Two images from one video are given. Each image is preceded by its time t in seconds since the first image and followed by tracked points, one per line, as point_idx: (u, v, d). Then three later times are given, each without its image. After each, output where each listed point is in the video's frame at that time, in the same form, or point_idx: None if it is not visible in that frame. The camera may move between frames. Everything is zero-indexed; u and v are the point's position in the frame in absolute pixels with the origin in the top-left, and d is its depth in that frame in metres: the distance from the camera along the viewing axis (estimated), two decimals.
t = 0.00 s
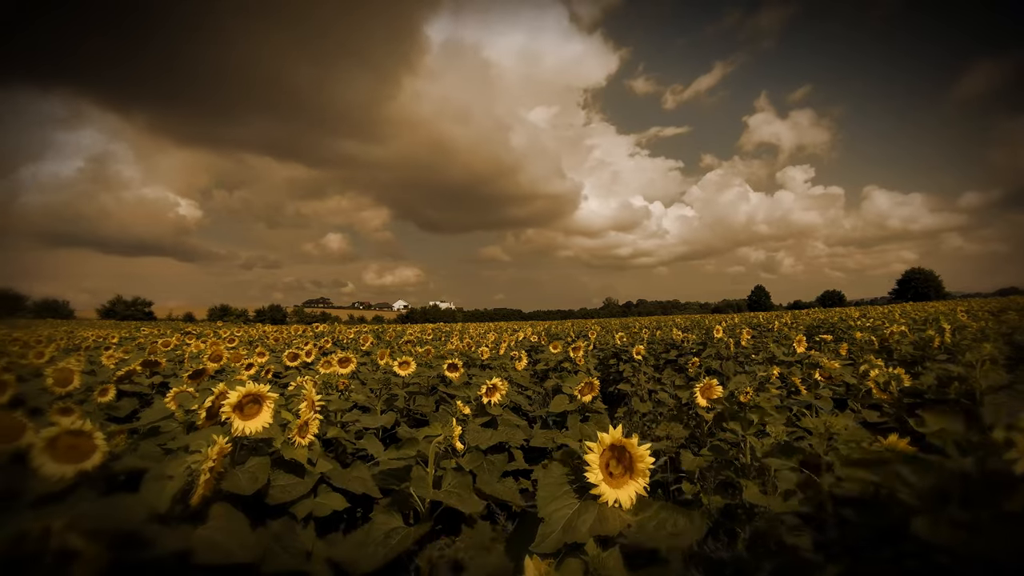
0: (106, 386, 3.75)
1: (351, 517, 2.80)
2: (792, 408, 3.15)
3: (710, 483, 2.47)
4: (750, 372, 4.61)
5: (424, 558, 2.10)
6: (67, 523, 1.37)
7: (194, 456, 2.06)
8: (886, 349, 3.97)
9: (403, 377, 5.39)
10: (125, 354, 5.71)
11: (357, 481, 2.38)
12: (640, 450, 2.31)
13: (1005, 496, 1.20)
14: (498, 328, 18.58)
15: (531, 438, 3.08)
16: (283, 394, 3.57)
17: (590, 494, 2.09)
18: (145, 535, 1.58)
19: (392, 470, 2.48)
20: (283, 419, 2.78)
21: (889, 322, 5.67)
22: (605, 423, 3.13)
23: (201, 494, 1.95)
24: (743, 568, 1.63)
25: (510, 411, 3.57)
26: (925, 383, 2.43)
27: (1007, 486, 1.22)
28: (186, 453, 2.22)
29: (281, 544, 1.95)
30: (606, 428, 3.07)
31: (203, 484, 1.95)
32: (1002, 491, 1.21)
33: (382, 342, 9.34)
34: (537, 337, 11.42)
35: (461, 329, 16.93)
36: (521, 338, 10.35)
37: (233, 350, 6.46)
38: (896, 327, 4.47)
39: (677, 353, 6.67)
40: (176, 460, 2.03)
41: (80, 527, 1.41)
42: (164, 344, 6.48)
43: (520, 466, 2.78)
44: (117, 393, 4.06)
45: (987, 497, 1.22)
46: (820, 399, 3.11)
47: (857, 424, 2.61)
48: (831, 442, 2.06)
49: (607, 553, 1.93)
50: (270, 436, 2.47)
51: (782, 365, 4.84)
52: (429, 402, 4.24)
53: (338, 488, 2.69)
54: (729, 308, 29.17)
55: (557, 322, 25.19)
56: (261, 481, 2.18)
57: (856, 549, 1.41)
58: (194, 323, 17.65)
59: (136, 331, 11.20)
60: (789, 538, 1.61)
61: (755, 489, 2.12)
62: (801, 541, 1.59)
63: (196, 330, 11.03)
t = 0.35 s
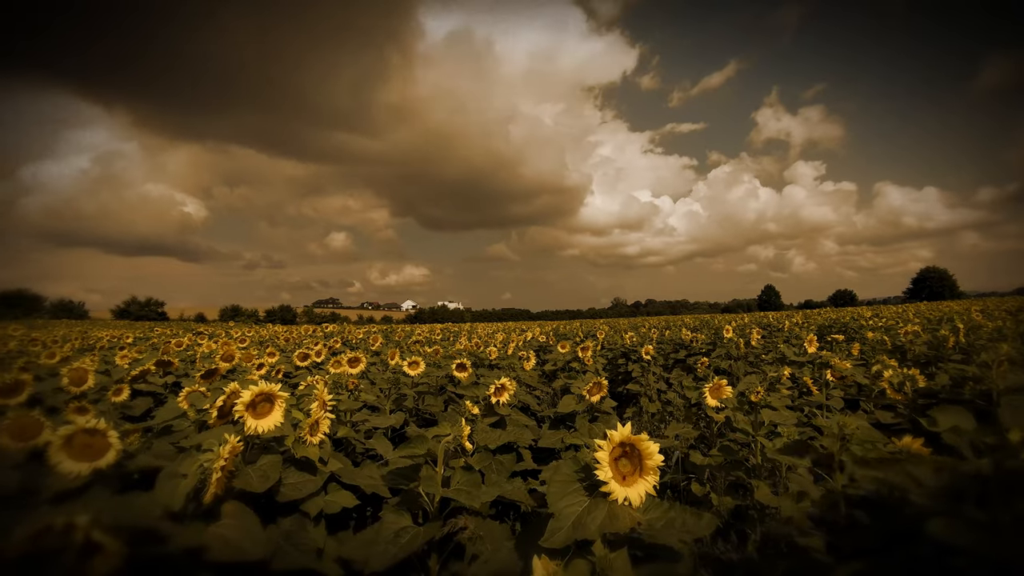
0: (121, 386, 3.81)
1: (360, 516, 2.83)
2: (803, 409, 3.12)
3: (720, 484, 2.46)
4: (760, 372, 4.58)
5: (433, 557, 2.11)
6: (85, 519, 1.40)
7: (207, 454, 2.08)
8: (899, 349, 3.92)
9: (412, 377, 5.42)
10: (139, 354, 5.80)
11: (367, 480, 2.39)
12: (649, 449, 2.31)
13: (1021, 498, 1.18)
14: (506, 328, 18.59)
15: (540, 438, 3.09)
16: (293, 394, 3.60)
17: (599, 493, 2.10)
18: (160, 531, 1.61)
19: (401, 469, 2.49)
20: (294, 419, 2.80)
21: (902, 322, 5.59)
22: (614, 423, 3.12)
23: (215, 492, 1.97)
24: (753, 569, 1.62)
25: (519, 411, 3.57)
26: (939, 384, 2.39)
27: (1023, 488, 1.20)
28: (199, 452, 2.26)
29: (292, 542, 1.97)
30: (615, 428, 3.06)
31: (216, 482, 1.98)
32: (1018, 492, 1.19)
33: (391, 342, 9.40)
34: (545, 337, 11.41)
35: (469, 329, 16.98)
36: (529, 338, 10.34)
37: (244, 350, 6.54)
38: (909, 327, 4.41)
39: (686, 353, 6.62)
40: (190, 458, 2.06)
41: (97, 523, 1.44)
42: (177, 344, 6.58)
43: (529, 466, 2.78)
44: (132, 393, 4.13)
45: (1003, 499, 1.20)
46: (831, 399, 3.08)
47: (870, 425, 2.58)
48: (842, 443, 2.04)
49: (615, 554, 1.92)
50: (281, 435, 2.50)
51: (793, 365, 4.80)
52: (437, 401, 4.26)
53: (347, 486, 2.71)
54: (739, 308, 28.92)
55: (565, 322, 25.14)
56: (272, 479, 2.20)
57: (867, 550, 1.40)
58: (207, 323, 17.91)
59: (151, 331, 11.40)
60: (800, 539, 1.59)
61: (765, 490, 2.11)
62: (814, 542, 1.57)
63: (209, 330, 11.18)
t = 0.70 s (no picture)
0: (134, 385, 3.86)
1: (369, 515, 2.84)
2: (814, 410, 3.08)
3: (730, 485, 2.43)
4: (770, 372, 4.52)
5: (442, 557, 2.11)
6: (100, 516, 1.43)
7: (218, 453, 2.10)
8: (913, 349, 3.85)
9: (420, 377, 5.44)
10: (152, 354, 5.87)
11: (376, 480, 2.41)
12: (659, 449, 2.28)
13: None
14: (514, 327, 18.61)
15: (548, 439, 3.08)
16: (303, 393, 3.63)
17: (609, 494, 2.09)
18: (172, 529, 1.63)
19: (410, 469, 2.50)
20: (303, 418, 2.82)
21: (915, 321, 5.49)
22: (623, 423, 3.10)
23: (226, 491, 1.99)
24: (764, 571, 1.61)
25: (527, 412, 3.57)
26: (954, 384, 2.35)
27: None
28: (210, 451, 2.28)
29: (302, 541, 1.99)
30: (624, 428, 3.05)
31: (227, 481, 2.00)
32: None
33: (399, 342, 9.43)
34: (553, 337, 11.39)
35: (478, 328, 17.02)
36: (536, 337, 10.33)
37: (254, 350, 6.60)
38: (923, 326, 4.33)
39: (695, 353, 6.57)
40: (202, 457, 2.09)
41: (110, 521, 1.46)
42: (189, 344, 6.66)
43: (537, 466, 2.78)
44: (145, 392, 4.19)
45: (1018, 501, 1.18)
46: (843, 400, 3.03)
47: (883, 426, 2.54)
48: (855, 444, 2.02)
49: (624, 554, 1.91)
50: (291, 434, 2.52)
51: (804, 365, 4.74)
52: (446, 401, 4.26)
53: (356, 486, 2.73)
54: (749, 307, 28.65)
55: (573, 322, 25.09)
56: (282, 478, 2.21)
57: (879, 552, 1.38)
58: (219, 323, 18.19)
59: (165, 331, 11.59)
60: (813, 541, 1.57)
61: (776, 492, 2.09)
62: (826, 545, 1.55)
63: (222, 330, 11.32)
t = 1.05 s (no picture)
0: (148, 385, 3.91)
1: (379, 514, 2.86)
2: (825, 411, 3.04)
3: (740, 487, 2.41)
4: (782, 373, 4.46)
5: (450, 557, 2.11)
6: (115, 513, 1.45)
7: (230, 452, 2.12)
8: (928, 349, 3.78)
9: (428, 377, 5.46)
10: (165, 354, 5.95)
11: (385, 479, 2.42)
12: (668, 451, 2.27)
13: None
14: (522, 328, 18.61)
15: (556, 439, 3.07)
16: (313, 393, 3.66)
17: (618, 494, 2.08)
18: (185, 526, 1.65)
19: (419, 469, 2.51)
20: (313, 417, 2.84)
21: (930, 321, 5.40)
22: (631, 424, 3.09)
23: (237, 489, 2.01)
24: (774, 573, 1.59)
25: (535, 412, 3.56)
26: (970, 385, 2.30)
27: None
28: (223, 449, 2.31)
29: (312, 539, 2.02)
30: (632, 429, 3.03)
31: (239, 479, 2.02)
32: None
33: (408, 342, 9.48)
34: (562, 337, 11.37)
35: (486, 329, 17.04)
36: (544, 337, 10.31)
37: (265, 350, 6.67)
38: (938, 326, 4.25)
39: (705, 353, 6.52)
40: (214, 455, 2.11)
41: (125, 518, 1.49)
42: (201, 344, 6.74)
43: (545, 466, 2.77)
44: (159, 391, 4.26)
45: None
46: (855, 401, 2.99)
47: (896, 428, 2.50)
48: (868, 445, 1.98)
49: (633, 555, 1.91)
50: (301, 433, 2.54)
51: (815, 366, 4.68)
52: (454, 401, 4.27)
53: (365, 485, 2.74)
54: (759, 307, 28.36)
55: (581, 322, 25.03)
56: (292, 476, 2.22)
57: (892, 555, 1.36)
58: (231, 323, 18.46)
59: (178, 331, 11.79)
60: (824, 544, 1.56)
61: (788, 493, 2.06)
62: (838, 547, 1.54)
63: (233, 330, 11.51)
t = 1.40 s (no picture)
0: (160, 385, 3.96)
1: (388, 513, 2.87)
2: (837, 411, 3.00)
3: (750, 488, 2.39)
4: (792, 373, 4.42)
5: (458, 556, 2.12)
6: (127, 511, 1.46)
7: (240, 451, 2.14)
8: (942, 349, 3.72)
9: (437, 377, 5.47)
10: (177, 354, 6.02)
11: (394, 478, 2.43)
12: (677, 452, 2.25)
13: None
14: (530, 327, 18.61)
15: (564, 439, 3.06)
16: (322, 392, 3.68)
17: (627, 495, 2.08)
18: (196, 525, 1.67)
19: (427, 469, 2.51)
20: (323, 417, 2.86)
21: (944, 320, 5.31)
22: (640, 424, 3.07)
23: (248, 488, 2.03)
24: None
25: (543, 412, 3.56)
26: (986, 385, 2.26)
27: None
28: (233, 448, 2.33)
29: (322, 538, 2.03)
30: (641, 429, 3.02)
31: (249, 478, 2.03)
32: None
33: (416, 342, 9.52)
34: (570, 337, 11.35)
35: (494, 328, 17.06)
36: (552, 338, 10.29)
37: (275, 349, 6.73)
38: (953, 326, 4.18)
39: (714, 353, 6.47)
40: (225, 454, 2.13)
41: (138, 517, 1.50)
42: (212, 344, 6.82)
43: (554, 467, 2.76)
44: (171, 391, 4.31)
45: None
46: (868, 402, 2.95)
47: (910, 429, 2.46)
48: (883, 446, 1.95)
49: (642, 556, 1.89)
50: (311, 432, 2.56)
51: (826, 366, 4.62)
52: (462, 401, 4.27)
53: (374, 485, 2.75)
54: (769, 307, 28.10)
55: (589, 322, 24.94)
56: (302, 475, 2.24)
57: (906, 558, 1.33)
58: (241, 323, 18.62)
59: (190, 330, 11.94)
60: (836, 546, 1.53)
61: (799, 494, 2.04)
62: (851, 550, 1.51)
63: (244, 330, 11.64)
